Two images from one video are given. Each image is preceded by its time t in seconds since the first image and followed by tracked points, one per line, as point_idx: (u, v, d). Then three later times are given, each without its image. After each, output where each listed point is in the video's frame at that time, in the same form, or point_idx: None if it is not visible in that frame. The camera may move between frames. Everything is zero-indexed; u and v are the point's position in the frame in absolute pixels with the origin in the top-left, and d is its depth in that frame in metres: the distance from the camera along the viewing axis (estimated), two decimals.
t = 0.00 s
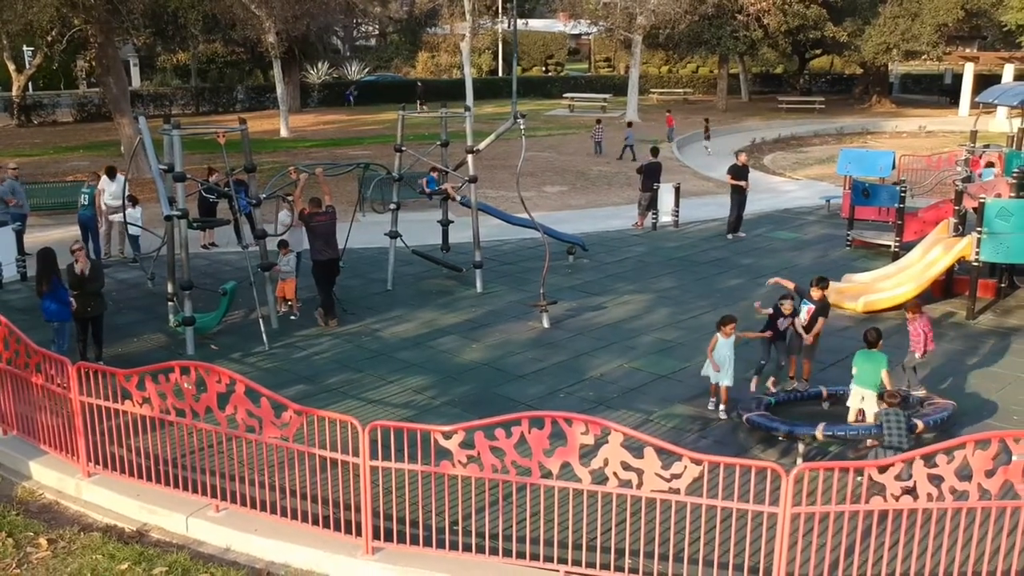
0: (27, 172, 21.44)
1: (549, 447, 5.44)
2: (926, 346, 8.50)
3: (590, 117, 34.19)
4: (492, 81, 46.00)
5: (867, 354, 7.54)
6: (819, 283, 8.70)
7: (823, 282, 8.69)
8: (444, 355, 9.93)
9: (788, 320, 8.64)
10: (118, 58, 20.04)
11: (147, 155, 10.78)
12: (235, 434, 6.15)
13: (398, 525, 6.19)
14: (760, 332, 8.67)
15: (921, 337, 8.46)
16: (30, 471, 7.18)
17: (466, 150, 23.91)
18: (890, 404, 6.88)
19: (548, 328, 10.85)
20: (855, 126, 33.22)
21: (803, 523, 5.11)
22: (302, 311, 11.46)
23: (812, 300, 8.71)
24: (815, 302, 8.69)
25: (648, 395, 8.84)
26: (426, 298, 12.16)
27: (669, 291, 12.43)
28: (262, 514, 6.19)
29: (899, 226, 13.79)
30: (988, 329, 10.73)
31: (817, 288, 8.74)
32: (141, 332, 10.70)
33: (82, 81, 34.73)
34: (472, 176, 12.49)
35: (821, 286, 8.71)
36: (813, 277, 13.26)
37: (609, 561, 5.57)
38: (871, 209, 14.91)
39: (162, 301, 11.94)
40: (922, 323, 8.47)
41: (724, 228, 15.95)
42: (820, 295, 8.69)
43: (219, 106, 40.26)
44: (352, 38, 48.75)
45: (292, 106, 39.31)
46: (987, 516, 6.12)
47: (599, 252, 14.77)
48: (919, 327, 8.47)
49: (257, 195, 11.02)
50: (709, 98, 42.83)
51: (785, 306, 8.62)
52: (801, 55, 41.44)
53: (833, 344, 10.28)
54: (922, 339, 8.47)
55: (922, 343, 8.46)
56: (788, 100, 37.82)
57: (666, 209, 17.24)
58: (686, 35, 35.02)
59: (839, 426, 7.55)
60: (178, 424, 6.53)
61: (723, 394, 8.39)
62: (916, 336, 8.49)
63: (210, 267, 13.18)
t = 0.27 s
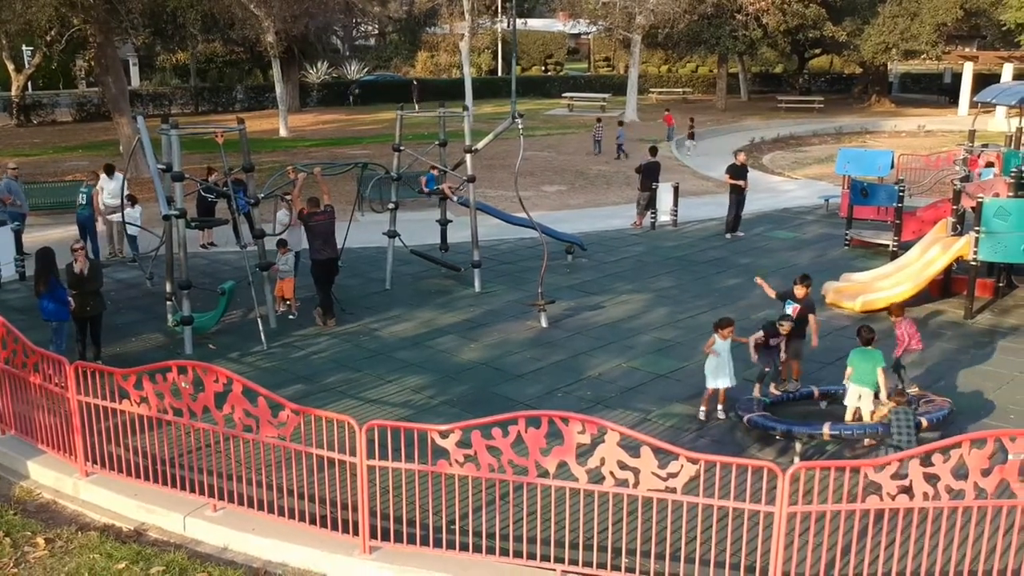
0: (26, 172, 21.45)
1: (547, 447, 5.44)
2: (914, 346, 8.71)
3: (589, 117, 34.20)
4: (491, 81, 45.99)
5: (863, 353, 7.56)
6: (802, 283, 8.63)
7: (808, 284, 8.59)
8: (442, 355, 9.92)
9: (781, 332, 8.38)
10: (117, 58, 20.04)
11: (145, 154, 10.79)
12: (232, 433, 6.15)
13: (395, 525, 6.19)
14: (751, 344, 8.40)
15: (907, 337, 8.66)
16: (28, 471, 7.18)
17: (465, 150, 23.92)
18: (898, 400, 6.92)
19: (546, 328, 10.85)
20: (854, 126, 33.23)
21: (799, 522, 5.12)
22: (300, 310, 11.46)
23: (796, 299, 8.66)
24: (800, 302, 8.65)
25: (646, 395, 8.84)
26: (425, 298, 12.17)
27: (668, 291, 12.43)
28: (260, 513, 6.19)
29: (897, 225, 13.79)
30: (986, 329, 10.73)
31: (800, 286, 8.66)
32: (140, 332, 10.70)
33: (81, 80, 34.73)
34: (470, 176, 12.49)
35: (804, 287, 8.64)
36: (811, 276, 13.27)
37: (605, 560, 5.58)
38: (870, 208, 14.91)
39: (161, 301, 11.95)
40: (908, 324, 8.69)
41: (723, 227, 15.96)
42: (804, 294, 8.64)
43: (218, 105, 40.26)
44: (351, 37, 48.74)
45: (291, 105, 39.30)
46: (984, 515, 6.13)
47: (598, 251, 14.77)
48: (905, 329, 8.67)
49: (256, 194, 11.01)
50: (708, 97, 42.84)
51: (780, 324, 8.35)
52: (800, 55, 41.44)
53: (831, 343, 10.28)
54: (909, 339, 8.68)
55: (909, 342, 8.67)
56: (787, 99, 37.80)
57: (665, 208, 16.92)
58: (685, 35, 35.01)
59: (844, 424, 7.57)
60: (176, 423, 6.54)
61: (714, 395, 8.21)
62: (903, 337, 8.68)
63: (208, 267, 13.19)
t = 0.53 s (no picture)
0: (25, 172, 21.42)
1: (543, 448, 5.41)
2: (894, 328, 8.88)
3: (588, 117, 34.16)
4: (491, 81, 45.93)
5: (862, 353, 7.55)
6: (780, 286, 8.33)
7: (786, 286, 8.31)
8: (440, 356, 9.90)
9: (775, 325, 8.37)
10: (116, 57, 19.99)
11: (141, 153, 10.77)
12: (227, 435, 6.12)
13: (392, 527, 6.18)
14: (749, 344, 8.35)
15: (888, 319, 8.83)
16: (23, 472, 7.15)
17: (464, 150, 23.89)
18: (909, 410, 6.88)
19: (544, 329, 10.82)
20: (853, 126, 33.19)
21: (797, 525, 5.09)
22: (298, 311, 11.43)
23: (776, 302, 8.40)
24: (780, 305, 8.39)
25: (644, 396, 8.81)
26: (423, 298, 12.15)
27: (667, 291, 12.41)
28: (256, 516, 6.16)
29: (897, 226, 13.76)
30: (986, 329, 10.70)
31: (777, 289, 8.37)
32: (137, 333, 10.68)
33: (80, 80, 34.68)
34: (468, 176, 12.46)
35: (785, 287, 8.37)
36: (811, 276, 13.24)
37: (602, 563, 5.55)
38: (869, 208, 14.88)
39: (159, 301, 11.92)
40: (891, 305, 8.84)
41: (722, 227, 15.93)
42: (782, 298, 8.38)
43: (217, 105, 40.20)
44: (350, 37, 48.69)
45: (291, 106, 39.26)
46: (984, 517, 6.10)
47: (597, 251, 14.75)
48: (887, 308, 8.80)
49: (254, 194, 11.00)
50: (708, 98, 42.80)
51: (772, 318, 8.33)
52: (800, 55, 41.41)
53: (831, 344, 10.26)
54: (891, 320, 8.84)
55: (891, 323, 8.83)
56: (787, 99, 37.79)
57: (664, 209, 16.81)
58: (685, 35, 34.96)
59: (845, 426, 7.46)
60: (171, 425, 6.50)
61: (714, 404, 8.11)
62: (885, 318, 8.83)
63: (206, 267, 13.16)
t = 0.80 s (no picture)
0: (22, 173, 21.34)
1: (543, 453, 5.34)
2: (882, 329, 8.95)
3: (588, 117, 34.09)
4: (490, 81, 45.85)
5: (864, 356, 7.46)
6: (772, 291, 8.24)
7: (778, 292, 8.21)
8: (439, 358, 9.82)
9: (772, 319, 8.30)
10: (114, 57, 19.89)
11: (139, 153, 10.71)
12: (223, 440, 6.05)
13: (389, 532, 6.10)
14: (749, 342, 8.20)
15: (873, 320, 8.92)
16: (17, 477, 7.08)
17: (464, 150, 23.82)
18: (916, 421, 6.75)
19: (544, 330, 10.74)
20: (854, 126, 33.13)
21: (801, 531, 5.01)
22: (296, 312, 11.36)
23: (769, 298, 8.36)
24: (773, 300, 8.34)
25: (644, 398, 8.74)
26: (422, 300, 12.07)
27: (667, 292, 12.33)
28: (251, 521, 6.09)
29: (898, 226, 13.70)
30: (988, 331, 10.63)
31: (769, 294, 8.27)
32: (134, 335, 10.60)
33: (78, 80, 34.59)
34: (467, 177, 12.37)
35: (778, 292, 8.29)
36: (812, 277, 13.17)
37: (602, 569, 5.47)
38: (870, 209, 14.81)
39: (156, 302, 11.85)
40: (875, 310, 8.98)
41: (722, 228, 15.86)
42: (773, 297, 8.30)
43: (216, 105, 40.10)
44: (350, 37, 48.59)
45: (290, 106, 39.16)
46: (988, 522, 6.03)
47: (597, 252, 14.68)
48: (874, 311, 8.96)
49: (252, 194, 10.93)
50: (708, 97, 42.72)
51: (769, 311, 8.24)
52: (800, 55, 41.33)
53: (833, 346, 10.18)
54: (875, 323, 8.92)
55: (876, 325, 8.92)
56: (787, 99, 37.71)
57: (665, 209, 16.88)
58: (685, 34, 34.87)
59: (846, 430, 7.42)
60: (166, 429, 6.43)
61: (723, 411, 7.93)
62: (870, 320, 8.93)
63: (204, 268, 13.09)
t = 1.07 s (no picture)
0: (19, 174, 21.20)
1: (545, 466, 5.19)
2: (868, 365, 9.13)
3: (588, 117, 33.95)
4: (490, 81, 45.68)
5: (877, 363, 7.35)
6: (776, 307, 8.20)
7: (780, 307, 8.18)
8: (439, 363, 9.67)
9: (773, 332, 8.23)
10: (112, 58, 19.62)
11: (134, 155, 10.57)
12: (217, 450, 5.90)
13: (387, 545, 5.95)
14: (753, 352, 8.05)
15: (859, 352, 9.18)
16: (8, 487, 6.93)
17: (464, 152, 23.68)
18: (926, 435, 6.67)
19: (545, 335, 10.59)
20: (855, 126, 32.97)
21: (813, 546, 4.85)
22: (294, 316, 11.20)
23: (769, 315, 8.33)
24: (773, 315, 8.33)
25: (648, 405, 8.59)
26: (422, 303, 11.92)
27: (669, 296, 12.18)
28: (247, 534, 5.93)
29: (903, 229, 13.57)
30: (996, 335, 10.48)
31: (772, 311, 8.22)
32: (129, 339, 10.45)
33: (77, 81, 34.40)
34: (466, 179, 12.21)
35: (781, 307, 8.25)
36: (816, 280, 13.02)
37: None
38: (874, 211, 14.68)
39: (152, 306, 11.70)
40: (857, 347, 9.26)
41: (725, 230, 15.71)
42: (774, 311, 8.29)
43: (215, 106, 39.95)
44: (350, 37, 48.43)
45: (289, 106, 38.96)
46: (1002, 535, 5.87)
47: (598, 255, 14.53)
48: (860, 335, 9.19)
49: (249, 197, 10.77)
50: (709, 98, 42.58)
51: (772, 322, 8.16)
52: (801, 55, 41.18)
53: (838, 350, 10.04)
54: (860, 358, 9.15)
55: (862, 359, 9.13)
56: (788, 100, 37.55)
57: (666, 211, 16.81)
58: (686, 35, 34.69)
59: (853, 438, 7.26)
60: (160, 439, 6.28)
61: (728, 419, 7.76)
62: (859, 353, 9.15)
63: (201, 272, 12.94)
